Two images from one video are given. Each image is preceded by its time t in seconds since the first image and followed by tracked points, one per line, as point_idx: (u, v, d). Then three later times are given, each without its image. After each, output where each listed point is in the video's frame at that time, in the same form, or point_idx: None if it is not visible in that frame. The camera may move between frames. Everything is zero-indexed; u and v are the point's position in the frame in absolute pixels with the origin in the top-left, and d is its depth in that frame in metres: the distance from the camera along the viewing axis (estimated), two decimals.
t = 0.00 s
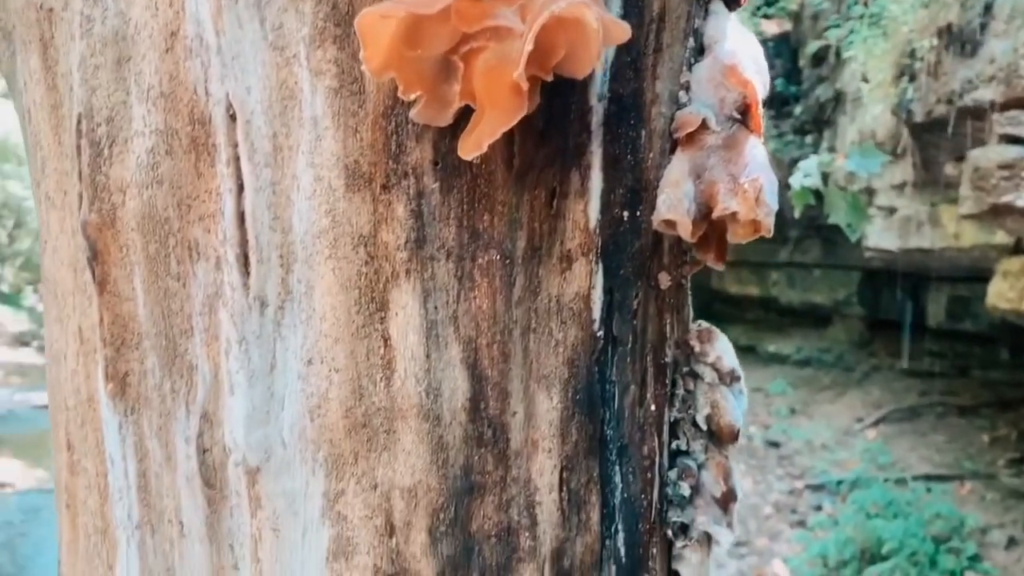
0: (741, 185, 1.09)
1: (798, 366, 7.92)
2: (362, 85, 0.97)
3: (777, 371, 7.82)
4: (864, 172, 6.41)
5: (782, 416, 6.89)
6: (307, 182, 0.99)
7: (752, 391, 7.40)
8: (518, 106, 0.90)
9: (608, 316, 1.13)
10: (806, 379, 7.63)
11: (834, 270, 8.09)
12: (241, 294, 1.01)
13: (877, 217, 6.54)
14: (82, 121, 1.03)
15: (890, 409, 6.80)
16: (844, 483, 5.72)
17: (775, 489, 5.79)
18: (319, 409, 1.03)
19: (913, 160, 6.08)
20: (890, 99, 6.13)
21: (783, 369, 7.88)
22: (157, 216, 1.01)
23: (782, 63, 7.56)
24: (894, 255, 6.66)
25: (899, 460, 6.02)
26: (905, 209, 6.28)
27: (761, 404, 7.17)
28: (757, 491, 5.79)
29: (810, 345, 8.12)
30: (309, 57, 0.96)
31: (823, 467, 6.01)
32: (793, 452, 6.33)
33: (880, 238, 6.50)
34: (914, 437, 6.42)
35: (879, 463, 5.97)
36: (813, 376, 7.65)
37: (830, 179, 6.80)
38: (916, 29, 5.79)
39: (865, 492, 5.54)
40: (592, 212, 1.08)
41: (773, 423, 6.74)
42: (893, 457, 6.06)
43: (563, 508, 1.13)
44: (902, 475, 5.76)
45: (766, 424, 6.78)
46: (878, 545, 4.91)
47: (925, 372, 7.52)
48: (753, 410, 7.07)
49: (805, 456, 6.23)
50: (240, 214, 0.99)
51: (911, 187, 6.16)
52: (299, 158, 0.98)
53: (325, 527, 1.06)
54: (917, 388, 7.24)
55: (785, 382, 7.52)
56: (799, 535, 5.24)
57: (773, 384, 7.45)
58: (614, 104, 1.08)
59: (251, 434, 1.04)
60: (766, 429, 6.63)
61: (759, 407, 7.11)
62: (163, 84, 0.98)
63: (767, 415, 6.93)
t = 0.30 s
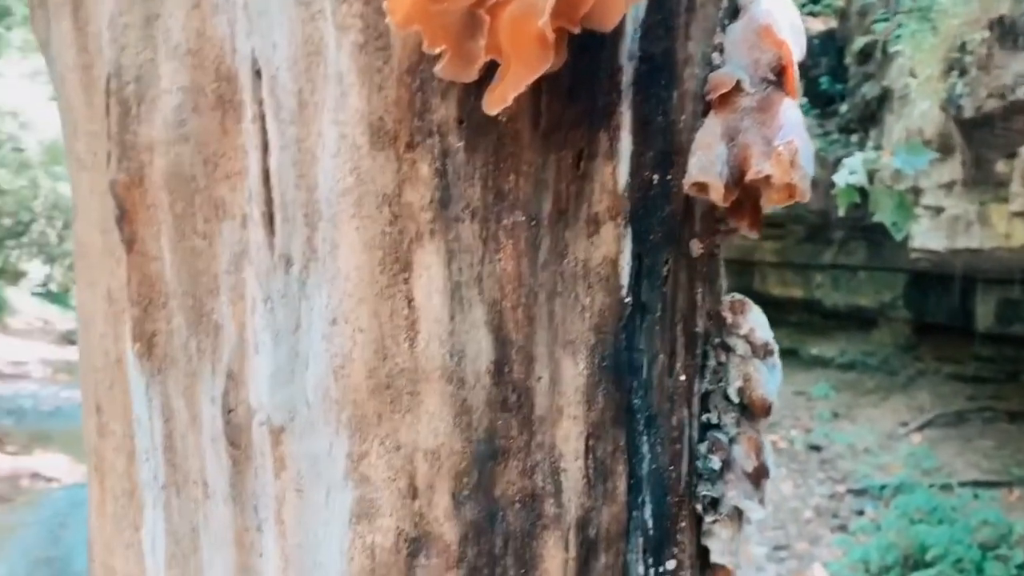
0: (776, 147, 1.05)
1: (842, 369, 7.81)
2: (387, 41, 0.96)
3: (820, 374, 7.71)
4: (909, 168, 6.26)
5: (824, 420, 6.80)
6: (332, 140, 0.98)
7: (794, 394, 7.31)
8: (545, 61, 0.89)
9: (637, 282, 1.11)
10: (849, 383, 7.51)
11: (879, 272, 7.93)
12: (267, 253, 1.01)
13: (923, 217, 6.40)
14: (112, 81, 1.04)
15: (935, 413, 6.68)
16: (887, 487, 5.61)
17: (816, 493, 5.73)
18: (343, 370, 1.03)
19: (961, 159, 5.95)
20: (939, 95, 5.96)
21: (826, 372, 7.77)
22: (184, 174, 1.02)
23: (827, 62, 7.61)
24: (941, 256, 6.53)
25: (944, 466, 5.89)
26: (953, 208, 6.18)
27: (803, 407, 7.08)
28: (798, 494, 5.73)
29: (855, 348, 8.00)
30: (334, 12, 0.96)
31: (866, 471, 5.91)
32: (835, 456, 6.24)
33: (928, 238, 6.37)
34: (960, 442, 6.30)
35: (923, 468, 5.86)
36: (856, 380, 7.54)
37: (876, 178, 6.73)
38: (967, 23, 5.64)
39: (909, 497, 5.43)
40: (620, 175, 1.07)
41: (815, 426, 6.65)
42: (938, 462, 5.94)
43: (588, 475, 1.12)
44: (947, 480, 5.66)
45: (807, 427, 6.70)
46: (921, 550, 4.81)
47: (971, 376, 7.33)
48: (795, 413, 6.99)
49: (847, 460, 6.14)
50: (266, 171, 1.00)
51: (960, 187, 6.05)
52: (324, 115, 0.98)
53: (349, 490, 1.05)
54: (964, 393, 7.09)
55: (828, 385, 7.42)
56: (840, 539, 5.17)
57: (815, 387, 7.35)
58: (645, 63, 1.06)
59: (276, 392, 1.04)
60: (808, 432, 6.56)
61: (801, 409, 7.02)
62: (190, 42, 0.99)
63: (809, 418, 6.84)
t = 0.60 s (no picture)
0: (804, 114, 0.98)
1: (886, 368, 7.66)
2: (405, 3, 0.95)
3: (863, 372, 7.58)
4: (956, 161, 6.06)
5: (866, 418, 6.69)
6: (350, 103, 0.98)
7: (836, 392, 7.20)
8: (563, 19, 0.88)
9: (660, 253, 1.08)
10: (892, 381, 7.36)
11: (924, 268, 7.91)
12: (285, 217, 1.01)
13: (972, 212, 6.25)
14: (133, 45, 1.04)
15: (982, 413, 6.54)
16: (930, 487, 5.45)
17: (857, 492, 5.62)
18: (360, 335, 1.03)
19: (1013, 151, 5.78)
20: (986, 86, 5.82)
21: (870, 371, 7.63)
22: (203, 137, 1.02)
23: (872, 55, 7.57)
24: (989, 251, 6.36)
25: (990, 466, 5.72)
26: (1002, 202, 6.01)
27: (845, 405, 6.97)
28: (838, 493, 5.62)
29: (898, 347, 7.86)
30: None
31: (908, 471, 5.76)
32: (877, 455, 6.11)
33: (976, 233, 6.25)
34: (1008, 443, 6.12)
35: (969, 468, 5.68)
36: (900, 379, 7.40)
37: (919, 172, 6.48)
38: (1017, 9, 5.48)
39: (953, 497, 5.23)
40: (644, 142, 1.04)
41: (857, 425, 6.54)
42: (984, 463, 5.77)
43: (608, 448, 1.10)
44: (994, 483, 5.41)
45: (849, 425, 6.58)
46: (966, 552, 4.52)
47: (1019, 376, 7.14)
48: (837, 411, 6.88)
49: (890, 459, 6.00)
50: (284, 134, 0.99)
51: (1010, 180, 5.87)
52: (342, 78, 0.98)
53: (366, 457, 1.05)
54: (1013, 392, 6.91)
55: (871, 383, 7.29)
56: (881, 539, 5.00)
57: (858, 386, 7.22)
58: (670, 27, 1.03)
59: (294, 357, 1.04)
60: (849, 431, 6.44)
61: (843, 408, 6.91)
62: (209, 6, 0.99)
63: (850, 417, 6.73)
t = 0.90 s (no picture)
0: (818, 87, 0.94)
1: (929, 369, 7.46)
2: None
3: (904, 373, 7.40)
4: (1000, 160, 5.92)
5: (908, 419, 6.52)
6: (355, 72, 0.98)
7: (877, 394, 7.04)
8: None
9: (671, 226, 1.05)
10: (935, 382, 7.18)
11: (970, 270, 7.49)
12: (291, 186, 1.02)
13: (1016, 212, 6.05)
14: (144, 17, 1.05)
15: None
16: (972, 489, 5.21)
17: (897, 493, 5.41)
18: (366, 306, 1.03)
19: None
20: None
21: (913, 372, 7.44)
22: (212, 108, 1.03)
23: (916, 52, 7.60)
24: None
25: None
26: None
27: (887, 406, 6.80)
28: (878, 494, 5.41)
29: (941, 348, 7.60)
30: None
31: (950, 473, 5.54)
32: (918, 457, 5.91)
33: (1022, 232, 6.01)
34: None
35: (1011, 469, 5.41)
36: (943, 380, 7.21)
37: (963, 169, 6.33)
38: None
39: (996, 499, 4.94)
40: (655, 112, 1.02)
41: (899, 427, 6.36)
42: None
43: (618, 423, 1.08)
44: None
45: (890, 427, 6.41)
46: (1009, 555, 4.27)
47: None
48: (878, 412, 6.71)
49: (931, 461, 5.80)
50: (290, 104, 1.00)
51: None
52: (348, 48, 0.98)
53: (373, 428, 1.06)
54: None
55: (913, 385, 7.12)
56: (921, 541, 4.77)
57: (900, 387, 7.06)
58: None
59: (301, 327, 1.04)
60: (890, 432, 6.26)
61: (885, 409, 6.75)
62: None
63: (892, 418, 6.57)
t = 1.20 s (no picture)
0: (821, 57, 0.89)
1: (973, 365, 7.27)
2: None
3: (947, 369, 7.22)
4: None
5: (950, 416, 6.36)
6: (355, 42, 1.00)
7: (918, 391, 6.90)
8: None
9: (673, 200, 1.03)
10: (979, 378, 6.98)
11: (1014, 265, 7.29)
12: (293, 157, 1.03)
13: None
14: None
15: None
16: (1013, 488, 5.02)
17: (938, 492, 5.27)
18: (366, 277, 1.04)
19: None
20: None
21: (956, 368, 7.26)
22: (216, 80, 1.05)
23: (960, 42, 7.31)
24: None
25: None
26: None
27: (928, 403, 6.66)
28: (919, 492, 5.28)
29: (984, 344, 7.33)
30: None
31: (993, 471, 5.36)
32: (960, 454, 5.76)
33: None
34: None
35: None
36: (987, 376, 7.02)
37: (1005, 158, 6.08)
38: None
39: None
40: (656, 85, 1.01)
41: (940, 424, 6.22)
42: None
43: (618, 397, 1.07)
44: None
45: (931, 424, 6.26)
46: None
47: None
48: (920, 409, 6.57)
49: (973, 459, 5.64)
50: (291, 75, 1.02)
51: None
52: (347, 19, 1.00)
53: (374, 399, 1.07)
54: None
55: (956, 381, 6.96)
56: (961, 540, 4.61)
57: (942, 384, 6.91)
58: None
59: (303, 298, 1.06)
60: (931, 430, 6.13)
61: (926, 406, 6.60)
62: None
63: (933, 415, 6.42)
